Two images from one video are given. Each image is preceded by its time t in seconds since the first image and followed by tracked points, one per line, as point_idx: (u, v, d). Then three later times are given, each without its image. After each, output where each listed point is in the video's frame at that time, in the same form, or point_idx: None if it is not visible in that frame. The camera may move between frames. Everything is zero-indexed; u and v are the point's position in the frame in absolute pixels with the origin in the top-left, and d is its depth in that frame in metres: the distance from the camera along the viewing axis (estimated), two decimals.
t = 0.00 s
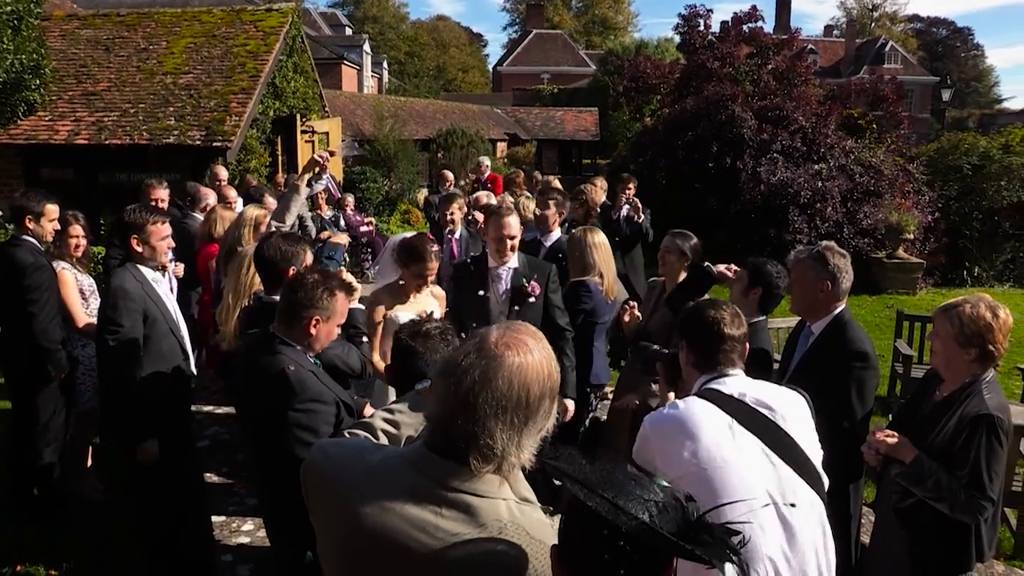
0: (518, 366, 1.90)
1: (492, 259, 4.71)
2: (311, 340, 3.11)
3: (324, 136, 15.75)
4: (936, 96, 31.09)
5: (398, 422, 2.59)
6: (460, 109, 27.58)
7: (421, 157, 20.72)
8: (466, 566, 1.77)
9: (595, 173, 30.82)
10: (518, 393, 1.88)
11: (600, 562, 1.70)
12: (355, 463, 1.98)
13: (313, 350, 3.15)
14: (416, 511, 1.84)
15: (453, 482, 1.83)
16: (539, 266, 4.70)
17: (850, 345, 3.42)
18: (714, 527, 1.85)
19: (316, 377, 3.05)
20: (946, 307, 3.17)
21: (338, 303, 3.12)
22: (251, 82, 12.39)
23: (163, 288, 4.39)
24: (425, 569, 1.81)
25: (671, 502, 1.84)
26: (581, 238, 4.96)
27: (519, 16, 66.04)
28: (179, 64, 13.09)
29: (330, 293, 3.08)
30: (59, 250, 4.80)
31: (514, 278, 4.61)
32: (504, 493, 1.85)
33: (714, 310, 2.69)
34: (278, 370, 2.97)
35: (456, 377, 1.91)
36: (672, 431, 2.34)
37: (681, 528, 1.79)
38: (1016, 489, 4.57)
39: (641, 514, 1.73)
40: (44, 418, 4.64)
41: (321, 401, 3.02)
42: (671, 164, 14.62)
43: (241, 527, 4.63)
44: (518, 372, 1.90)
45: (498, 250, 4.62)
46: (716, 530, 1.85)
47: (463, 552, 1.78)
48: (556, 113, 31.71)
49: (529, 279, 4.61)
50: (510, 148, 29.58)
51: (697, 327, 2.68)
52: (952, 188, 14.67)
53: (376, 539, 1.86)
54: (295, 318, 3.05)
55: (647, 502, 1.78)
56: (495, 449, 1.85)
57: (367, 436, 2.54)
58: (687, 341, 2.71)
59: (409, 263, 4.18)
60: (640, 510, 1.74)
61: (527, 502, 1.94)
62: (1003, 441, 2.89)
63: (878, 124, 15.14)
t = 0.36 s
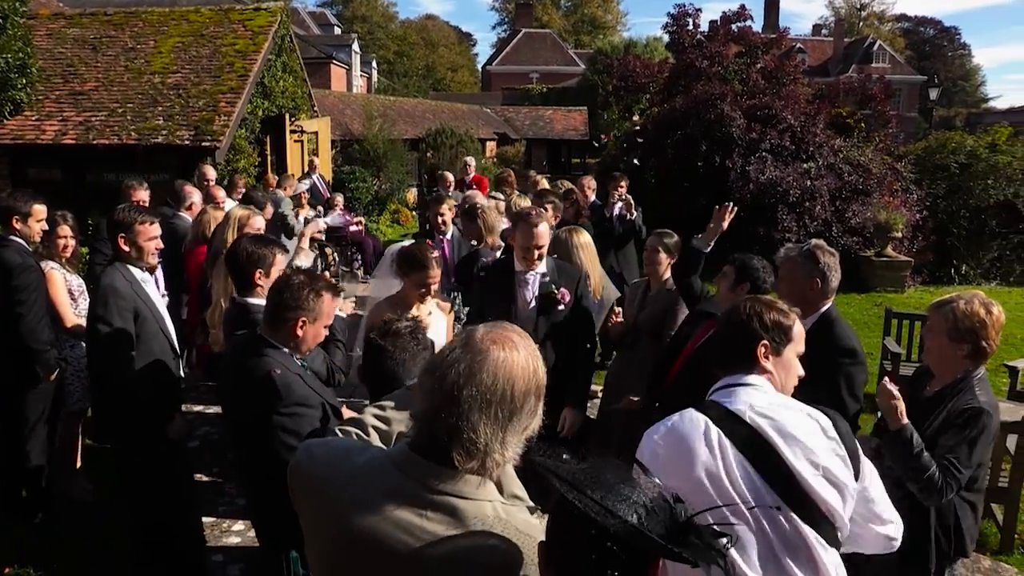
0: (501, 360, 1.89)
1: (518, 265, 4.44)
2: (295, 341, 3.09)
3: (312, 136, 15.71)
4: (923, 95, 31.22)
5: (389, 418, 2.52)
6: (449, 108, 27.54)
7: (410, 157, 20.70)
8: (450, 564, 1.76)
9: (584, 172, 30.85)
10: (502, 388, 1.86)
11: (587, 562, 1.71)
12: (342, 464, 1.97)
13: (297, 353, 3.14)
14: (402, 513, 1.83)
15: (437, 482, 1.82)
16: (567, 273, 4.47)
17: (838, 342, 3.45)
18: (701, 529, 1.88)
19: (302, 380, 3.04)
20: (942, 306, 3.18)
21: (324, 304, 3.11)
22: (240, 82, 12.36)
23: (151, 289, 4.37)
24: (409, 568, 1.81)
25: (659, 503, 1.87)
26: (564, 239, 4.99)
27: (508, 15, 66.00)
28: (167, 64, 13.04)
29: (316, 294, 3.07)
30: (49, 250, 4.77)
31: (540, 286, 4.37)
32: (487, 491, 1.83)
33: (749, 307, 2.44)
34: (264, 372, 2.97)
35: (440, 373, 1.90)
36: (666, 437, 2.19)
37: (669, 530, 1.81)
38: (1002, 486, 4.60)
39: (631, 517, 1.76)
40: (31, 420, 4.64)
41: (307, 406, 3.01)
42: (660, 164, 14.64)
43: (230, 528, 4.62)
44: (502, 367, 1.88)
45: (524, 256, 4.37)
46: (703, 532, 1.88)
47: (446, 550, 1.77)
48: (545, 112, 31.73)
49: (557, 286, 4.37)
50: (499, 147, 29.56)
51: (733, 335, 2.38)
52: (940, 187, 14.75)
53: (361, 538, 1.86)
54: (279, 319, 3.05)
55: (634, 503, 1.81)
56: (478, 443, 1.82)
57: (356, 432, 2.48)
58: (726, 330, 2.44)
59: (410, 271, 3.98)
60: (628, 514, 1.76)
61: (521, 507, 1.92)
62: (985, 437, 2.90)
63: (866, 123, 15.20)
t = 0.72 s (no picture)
0: (487, 356, 1.87)
1: (517, 271, 4.43)
2: (272, 327, 3.10)
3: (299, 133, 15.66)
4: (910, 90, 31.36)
5: (380, 413, 2.50)
6: (437, 104, 27.50)
7: (398, 154, 20.66)
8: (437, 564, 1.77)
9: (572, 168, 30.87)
10: (489, 384, 1.84)
11: (585, 546, 1.69)
12: (330, 462, 1.96)
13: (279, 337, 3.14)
14: (392, 511, 1.82)
15: (425, 480, 1.81)
16: (568, 275, 4.48)
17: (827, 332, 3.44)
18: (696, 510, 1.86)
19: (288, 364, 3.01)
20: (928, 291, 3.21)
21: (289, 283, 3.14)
22: (227, 80, 12.31)
23: (142, 287, 4.33)
24: (400, 566, 1.80)
25: (655, 487, 1.85)
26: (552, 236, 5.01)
27: (496, 11, 65.92)
28: (153, 62, 12.97)
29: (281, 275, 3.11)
30: (35, 250, 4.75)
31: (543, 290, 4.37)
32: (475, 490, 1.82)
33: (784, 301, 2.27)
34: (251, 355, 2.96)
35: (426, 369, 1.88)
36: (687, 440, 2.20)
37: (668, 512, 1.79)
38: (988, 478, 4.64)
39: (627, 499, 1.74)
40: (19, 420, 4.58)
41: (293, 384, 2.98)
42: (649, 159, 14.64)
43: (221, 527, 4.60)
44: (489, 363, 1.86)
45: (524, 261, 4.36)
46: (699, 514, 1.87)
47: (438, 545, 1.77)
48: (533, 108, 31.73)
49: (560, 290, 4.37)
50: (487, 144, 29.54)
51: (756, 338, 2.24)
52: (927, 181, 14.81)
53: (348, 537, 1.86)
54: (252, 308, 3.07)
55: (631, 486, 1.79)
56: (464, 439, 1.80)
57: (348, 428, 2.46)
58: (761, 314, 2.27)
59: (435, 274, 3.64)
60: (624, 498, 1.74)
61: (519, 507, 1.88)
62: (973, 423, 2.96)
63: (853, 117, 15.24)
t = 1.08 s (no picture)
0: (469, 352, 1.85)
1: (507, 270, 3.94)
2: (234, 318, 3.06)
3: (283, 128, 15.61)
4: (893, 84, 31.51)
5: (365, 408, 2.49)
6: (422, 98, 27.43)
7: (383, 149, 20.59)
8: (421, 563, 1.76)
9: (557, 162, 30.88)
10: (471, 379, 1.83)
11: (580, 530, 1.70)
12: (311, 458, 1.96)
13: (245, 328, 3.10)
14: (374, 508, 1.81)
15: (408, 477, 1.80)
16: (564, 271, 4.00)
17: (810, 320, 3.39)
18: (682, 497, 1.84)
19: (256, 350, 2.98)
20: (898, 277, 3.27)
21: (246, 274, 3.09)
22: (209, 75, 12.24)
23: (129, 284, 4.31)
24: (381, 563, 1.79)
25: (645, 471, 1.81)
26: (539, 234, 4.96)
27: (480, 5, 65.83)
28: (135, 56, 12.88)
29: (235, 266, 3.07)
30: (18, 246, 4.71)
31: (539, 287, 3.88)
32: (459, 491, 1.80)
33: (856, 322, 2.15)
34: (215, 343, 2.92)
35: (407, 365, 1.87)
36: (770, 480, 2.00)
37: (660, 499, 1.76)
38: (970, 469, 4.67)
39: (619, 484, 1.72)
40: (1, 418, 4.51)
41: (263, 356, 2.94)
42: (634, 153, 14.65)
43: (205, 525, 4.56)
44: (470, 358, 1.85)
45: (517, 257, 3.87)
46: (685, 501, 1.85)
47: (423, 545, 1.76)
48: (518, 102, 31.73)
49: (557, 285, 3.89)
50: (473, 138, 29.50)
51: (837, 389, 2.07)
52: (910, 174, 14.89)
53: (330, 534, 1.84)
54: (211, 301, 3.05)
55: (622, 468, 1.77)
56: (446, 436, 1.80)
57: (333, 422, 2.45)
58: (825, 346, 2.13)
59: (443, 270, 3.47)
60: (619, 481, 1.73)
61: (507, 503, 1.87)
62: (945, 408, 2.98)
63: (836, 111, 15.28)
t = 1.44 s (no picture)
0: (447, 346, 1.85)
1: (523, 279, 3.77)
2: (204, 312, 3.10)
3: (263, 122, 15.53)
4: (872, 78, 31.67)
5: (346, 401, 2.49)
6: (403, 93, 27.35)
7: (364, 143, 20.51)
8: (400, 556, 1.76)
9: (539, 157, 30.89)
10: (449, 372, 1.83)
11: (545, 514, 1.59)
12: (289, 451, 1.95)
13: (219, 325, 3.15)
14: (351, 501, 1.81)
15: (387, 470, 1.80)
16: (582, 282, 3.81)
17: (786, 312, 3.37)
18: (651, 476, 1.78)
19: (220, 350, 3.03)
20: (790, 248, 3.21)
21: (220, 269, 3.15)
22: (189, 69, 12.16)
23: (112, 280, 4.29)
24: (359, 557, 1.79)
25: (608, 456, 1.73)
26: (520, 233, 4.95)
27: None
28: (113, 50, 12.75)
29: (206, 260, 3.13)
30: None
31: (553, 299, 3.71)
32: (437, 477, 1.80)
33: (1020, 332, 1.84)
34: (181, 342, 2.98)
35: (386, 359, 1.87)
36: (932, 528, 1.62)
37: (635, 475, 1.72)
38: (947, 458, 4.72)
39: (590, 465, 1.66)
40: None
41: (222, 369, 2.98)
42: (615, 147, 14.65)
43: (187, 522, 4.52)
44: (449, 352, 1.85)
45: (531, 267, 3.68)
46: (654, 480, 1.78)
47: (403, 534, 1.76)
48: (499, 97, 31.71)
49: (572, 297, 3.71)
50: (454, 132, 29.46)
51: None
52: (890, 167, 14.98)
53: (314, 528, 1.84)
54: (182, 294, 3.10)
55: (588, 454, 1.69)
56: (425, 428, 1.79)
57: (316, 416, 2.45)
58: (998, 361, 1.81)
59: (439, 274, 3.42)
60: (586, 467, 1.64)
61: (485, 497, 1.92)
62: (906, 397, 3.18)
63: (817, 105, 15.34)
